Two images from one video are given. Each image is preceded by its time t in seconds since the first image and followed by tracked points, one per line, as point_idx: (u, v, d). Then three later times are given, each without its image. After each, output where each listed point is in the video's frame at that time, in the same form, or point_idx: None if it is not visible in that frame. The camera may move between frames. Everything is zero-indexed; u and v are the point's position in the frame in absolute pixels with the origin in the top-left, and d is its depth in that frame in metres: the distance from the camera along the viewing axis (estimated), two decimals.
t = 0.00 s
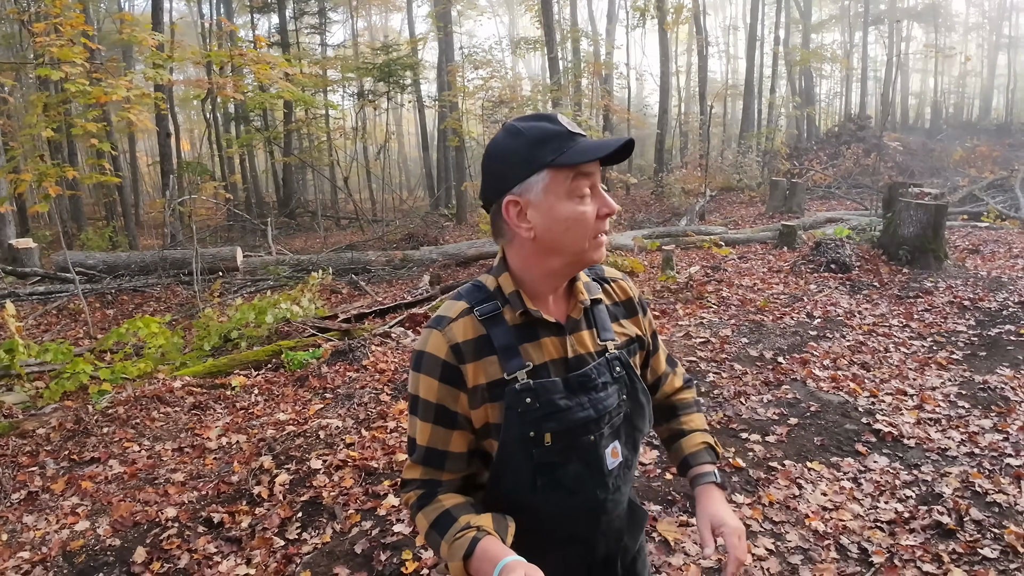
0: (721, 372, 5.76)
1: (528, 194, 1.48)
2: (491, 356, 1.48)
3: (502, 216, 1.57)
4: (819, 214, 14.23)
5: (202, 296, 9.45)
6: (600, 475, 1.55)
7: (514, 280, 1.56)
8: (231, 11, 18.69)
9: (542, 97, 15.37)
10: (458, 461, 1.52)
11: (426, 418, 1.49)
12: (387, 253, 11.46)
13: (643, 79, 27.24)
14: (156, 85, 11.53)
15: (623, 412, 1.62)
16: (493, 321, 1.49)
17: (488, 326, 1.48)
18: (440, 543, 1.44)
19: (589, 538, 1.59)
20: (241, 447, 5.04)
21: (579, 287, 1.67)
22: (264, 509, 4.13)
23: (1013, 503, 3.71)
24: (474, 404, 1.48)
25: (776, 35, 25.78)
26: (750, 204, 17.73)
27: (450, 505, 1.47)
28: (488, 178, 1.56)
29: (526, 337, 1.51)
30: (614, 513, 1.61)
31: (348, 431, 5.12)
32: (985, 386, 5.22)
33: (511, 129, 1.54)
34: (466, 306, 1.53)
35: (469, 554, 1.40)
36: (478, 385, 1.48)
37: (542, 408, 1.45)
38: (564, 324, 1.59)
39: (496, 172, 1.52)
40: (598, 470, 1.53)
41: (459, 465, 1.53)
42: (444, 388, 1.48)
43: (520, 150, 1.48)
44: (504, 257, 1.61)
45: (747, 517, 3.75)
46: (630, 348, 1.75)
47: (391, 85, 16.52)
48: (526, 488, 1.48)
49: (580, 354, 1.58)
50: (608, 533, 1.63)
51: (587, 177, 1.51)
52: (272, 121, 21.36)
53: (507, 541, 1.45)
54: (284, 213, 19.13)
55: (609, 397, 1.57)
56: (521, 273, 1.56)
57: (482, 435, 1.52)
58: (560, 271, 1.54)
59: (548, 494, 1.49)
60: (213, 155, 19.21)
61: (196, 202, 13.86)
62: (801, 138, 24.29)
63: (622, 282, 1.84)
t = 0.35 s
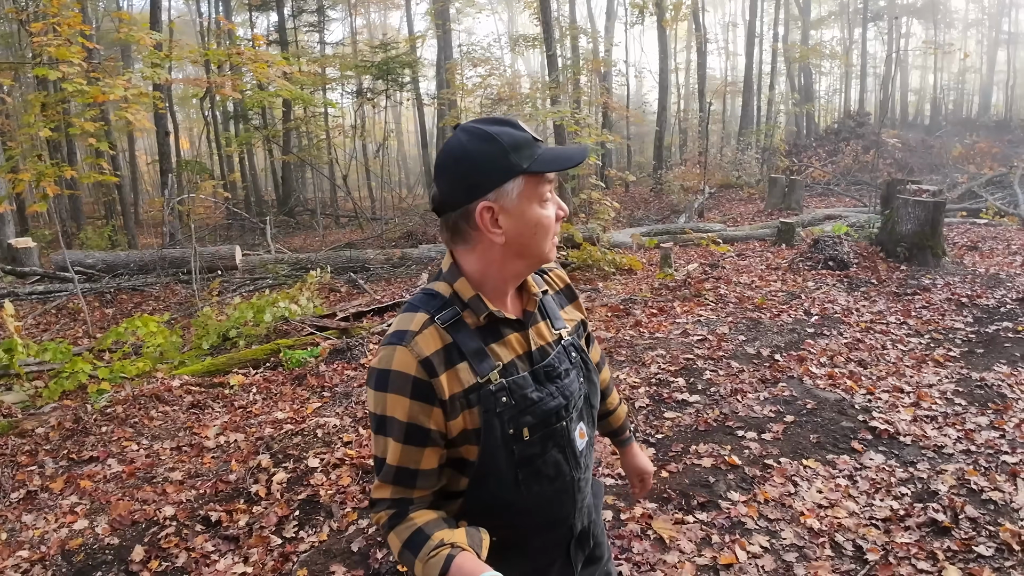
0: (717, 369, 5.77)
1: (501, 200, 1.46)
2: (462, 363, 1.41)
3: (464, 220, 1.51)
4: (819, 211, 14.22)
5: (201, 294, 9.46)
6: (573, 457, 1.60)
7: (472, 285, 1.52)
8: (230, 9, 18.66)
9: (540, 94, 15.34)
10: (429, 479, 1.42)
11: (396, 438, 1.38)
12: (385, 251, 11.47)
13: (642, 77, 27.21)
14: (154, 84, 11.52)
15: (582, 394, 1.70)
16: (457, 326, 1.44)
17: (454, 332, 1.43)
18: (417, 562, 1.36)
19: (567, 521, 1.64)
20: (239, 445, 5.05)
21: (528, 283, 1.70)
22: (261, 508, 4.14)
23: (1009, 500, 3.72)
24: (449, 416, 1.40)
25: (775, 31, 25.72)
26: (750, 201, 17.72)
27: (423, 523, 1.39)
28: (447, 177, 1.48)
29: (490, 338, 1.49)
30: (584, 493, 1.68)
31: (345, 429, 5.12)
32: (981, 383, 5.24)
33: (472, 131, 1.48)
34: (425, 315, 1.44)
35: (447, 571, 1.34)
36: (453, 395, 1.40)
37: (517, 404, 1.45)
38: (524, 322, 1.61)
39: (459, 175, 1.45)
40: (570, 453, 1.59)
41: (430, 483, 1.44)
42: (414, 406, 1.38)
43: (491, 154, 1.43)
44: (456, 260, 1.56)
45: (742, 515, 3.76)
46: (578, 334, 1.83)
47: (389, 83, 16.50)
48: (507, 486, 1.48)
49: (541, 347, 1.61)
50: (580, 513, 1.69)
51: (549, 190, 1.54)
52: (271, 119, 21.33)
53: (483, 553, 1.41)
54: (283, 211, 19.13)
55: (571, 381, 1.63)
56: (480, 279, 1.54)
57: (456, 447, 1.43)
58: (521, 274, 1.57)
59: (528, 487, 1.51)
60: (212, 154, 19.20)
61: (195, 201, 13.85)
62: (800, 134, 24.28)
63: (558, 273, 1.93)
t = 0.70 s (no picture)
0: (718, 367, 5.78)
1: (493, 207, 1.47)
2: (455, 370, 1.41)
3: (453, 227, 1.49)
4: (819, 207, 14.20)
5: (203, 293, 9.49)
6: (565, 456, 1.62)
7: (460, 291, 1.52)
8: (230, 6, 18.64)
9: (541, 91, 15.30)
10: (423, 488, 1.42)
11: (391, 448, 1.37)
12: (386, 249, 11.48)
13: (642, 73, 27.14)
14: (154, 82, 11.53)
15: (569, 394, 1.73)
16: (448, 333, 1.44)
17: (445, 339, 1.42)
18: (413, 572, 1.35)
19: (561, 521, 1.66)
20: (241, 444, 5.08)
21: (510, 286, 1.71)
22: (263, 507, 4.17)
23: (1007, 499, 3.73)
24: (445, 424, 1.39)
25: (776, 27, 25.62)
26: (751, 197, 17.70)
27: (418, 532, 1.39)
28: (435, 186, 1.46)
29: (480, 344, 1.50)
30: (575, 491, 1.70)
31: (347, 428, 5.15)
32: (981, 381, 5.24)
33: (460, 139, 1.48)
34: (415, 324, 1.42)
35: None
36: (449, 402, 1.40)
37: (510, 407, 1.47)
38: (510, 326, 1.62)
39: (449, 181, 1.44)
40: (561, 452, 1.61)
41: (425, 492, 1.43)
42: (408, 417, 1.36)
43: (481, 161, 1.44)
44: (441, 267, 1.54)
45: (742, 514, 3.78)
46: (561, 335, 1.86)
47: (390, 80, 16.48)
48: (503, 489, 1.50)
49: (529, 350, 1.63)
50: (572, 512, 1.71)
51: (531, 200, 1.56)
52: (271, 116, 21.32)
53: (477, 562, 1.41)
54: (284, 208, 19.16)
55: (559, 381, 1.65)
56: (468, 284, 1.54)
57: (451, 456, 1.43)
58: (504, 280, 1.58)
59: (524, 489, 1.52)
60: (213, 151, 19.21)
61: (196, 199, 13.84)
62: (801, 130, 24.23)
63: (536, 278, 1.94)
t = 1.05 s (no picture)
0: (722, 363, 5.80)
1: (511, 207, 1.48)
2: (471, 368, 1.43)
3: (470, 226, 1.50)
4: (822, 202, 14.18)
5: (207, 289, 9.51)
6: (580, 455, 1.64)
7: (476, 290, 1.53)
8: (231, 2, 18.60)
9: (543, 86, 15.28)
10: (437, 485, 1.43)
11: (406, 444, 1.38)
12: (389, 244, 11.49)
13: (644, 68, 27.10)
14: (156, 78, 11.53)
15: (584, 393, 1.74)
16: (464, 333, 1.45)
17: (461, 339, 1.44)
18: (426, 568, 1.36)
19: (575, 519, 1.68)
20: (247, 440, 5.10)
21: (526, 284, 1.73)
22: (271, 502, 4.19)
23: (1011, 494, 3.75)
24: (461, 421, 1.40)
25: (779, 21, 25.52)
26: (753, 192, 17.68)
27: (430, 528, 1.40)
28: (452, 185, 1.48)
29: (494, 344, 1.51)
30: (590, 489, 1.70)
31: (353, 423, 5.17)
32: (984, 376, 5.26)
33: (478, 138, 1.49)
34: (433, 322, 1.44)
35: None
36: (464, 400, 1.41)
37: (524, 407, 1.48)
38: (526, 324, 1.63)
39: (464, 180, 1.45)
40: (576, 450, 1.63)
41: (439, 490, 1.44)
42: (424, 414, 1.37)
43: (498, 161, 1.45)
44: (458, 266, 1.55)
45: (747, 509, 3.80)
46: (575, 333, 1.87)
47: (391, 76, 16.43)
48: (518, 487, 1.51)
49: (544, 348, 1.64)
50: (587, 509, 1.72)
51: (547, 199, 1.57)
52: (273, 112, 21.31)
53: (490, 559, 1.42)
54: (286, 204, 19.19)
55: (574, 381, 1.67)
56: (484, 283, 1.54)
57: (465, 453, 1.44)
58: (520, 280, 1.59)
59: (538, 486, 1.54)
60: (214, 147, 19.21)
61: (199, 195, 13.83)
62: (804, 125, 24.17)
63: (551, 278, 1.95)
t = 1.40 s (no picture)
0: (727, 357, 5.81)
1: (518, 199, 1.49)
2: (493, 360, 1.44)
3: (483, 220, 1.53)
4: (823, 198, 14.20)
5: (209, 285, 9.51)
6: (600, 448, 1.64)
7: (495, 284, 1.53)
8: None
9: (544, 81, 15.28)
10: (458, 475, 1.44)
11: (427, 436, 1.39)
12: (391, 240, 11.50)
13: (644, 64, 27.07)
14: (157, 75, 11.53)
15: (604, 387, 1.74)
16: (485, 325, 1.46)
17: (482, 331, 1.44)
18: (447, 559, 1.36)
19: (595, 512, 1.69)
20: (254, 435, 5.11)
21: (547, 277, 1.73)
22: (279, 497, 4.21)
23: (1017, 487, 3.77)
24: (482, 412, 1.41)
25: (779, 17, 25.50)
26: (754, 187, 17.70)
27: (453, 519, 1.40)
28: (465, 181, 1.52)
29: (515, 336, 1.52)
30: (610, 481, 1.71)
31: (359, 419, 5.18)
32: (988, 371, 5.28)
33: (489, 133, 1.51)
34: (455, 315, 1.45)
35: (476, 569, 1.34)
36: (485, 391, 1.42)
37: (545, 399, 1.49)
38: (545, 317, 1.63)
39: (476, 175, 1.48)
40: (597, 442, 1.63)
41: (460, 481, 1.45)
42: (446, 404, 1.39)
43: (505, 154, 1.46)
44: (477, 260, 1.57)
45: (754, 502, 3.82)
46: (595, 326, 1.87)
47: (392, 71, 16.42)
48: (539, 480, 1.52)
49: (564, 342, 1.64)
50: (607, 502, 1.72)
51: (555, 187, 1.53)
52: (273, 108, 21.27)
53: (512, 549, 1.41)
54: (286, 201, 19.19)
55: (594, 374, 1.67)
56: (501, 276, 1.55)
57: (487, 445, 1.45)
58: (535, 274, 1.58)
59: (559, 478, 1.55)
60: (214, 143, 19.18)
61: (200, 192, 13.81)
62: (804, 120, 24.19)
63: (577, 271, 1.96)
